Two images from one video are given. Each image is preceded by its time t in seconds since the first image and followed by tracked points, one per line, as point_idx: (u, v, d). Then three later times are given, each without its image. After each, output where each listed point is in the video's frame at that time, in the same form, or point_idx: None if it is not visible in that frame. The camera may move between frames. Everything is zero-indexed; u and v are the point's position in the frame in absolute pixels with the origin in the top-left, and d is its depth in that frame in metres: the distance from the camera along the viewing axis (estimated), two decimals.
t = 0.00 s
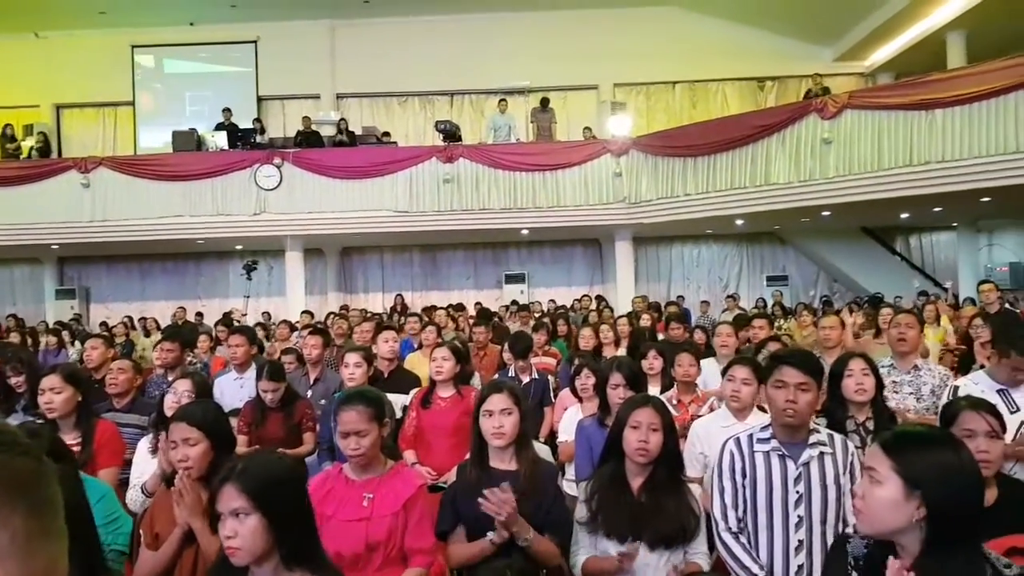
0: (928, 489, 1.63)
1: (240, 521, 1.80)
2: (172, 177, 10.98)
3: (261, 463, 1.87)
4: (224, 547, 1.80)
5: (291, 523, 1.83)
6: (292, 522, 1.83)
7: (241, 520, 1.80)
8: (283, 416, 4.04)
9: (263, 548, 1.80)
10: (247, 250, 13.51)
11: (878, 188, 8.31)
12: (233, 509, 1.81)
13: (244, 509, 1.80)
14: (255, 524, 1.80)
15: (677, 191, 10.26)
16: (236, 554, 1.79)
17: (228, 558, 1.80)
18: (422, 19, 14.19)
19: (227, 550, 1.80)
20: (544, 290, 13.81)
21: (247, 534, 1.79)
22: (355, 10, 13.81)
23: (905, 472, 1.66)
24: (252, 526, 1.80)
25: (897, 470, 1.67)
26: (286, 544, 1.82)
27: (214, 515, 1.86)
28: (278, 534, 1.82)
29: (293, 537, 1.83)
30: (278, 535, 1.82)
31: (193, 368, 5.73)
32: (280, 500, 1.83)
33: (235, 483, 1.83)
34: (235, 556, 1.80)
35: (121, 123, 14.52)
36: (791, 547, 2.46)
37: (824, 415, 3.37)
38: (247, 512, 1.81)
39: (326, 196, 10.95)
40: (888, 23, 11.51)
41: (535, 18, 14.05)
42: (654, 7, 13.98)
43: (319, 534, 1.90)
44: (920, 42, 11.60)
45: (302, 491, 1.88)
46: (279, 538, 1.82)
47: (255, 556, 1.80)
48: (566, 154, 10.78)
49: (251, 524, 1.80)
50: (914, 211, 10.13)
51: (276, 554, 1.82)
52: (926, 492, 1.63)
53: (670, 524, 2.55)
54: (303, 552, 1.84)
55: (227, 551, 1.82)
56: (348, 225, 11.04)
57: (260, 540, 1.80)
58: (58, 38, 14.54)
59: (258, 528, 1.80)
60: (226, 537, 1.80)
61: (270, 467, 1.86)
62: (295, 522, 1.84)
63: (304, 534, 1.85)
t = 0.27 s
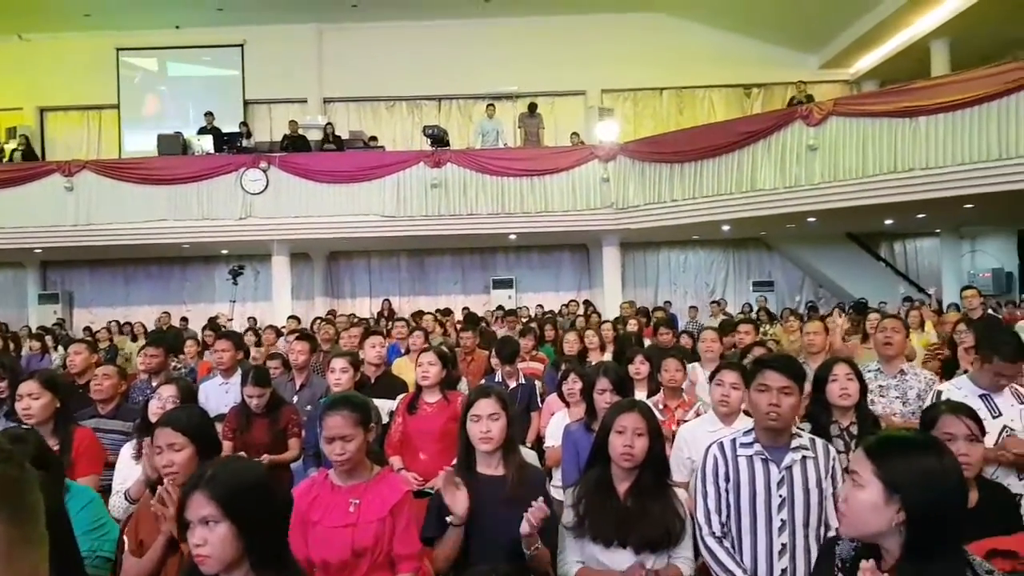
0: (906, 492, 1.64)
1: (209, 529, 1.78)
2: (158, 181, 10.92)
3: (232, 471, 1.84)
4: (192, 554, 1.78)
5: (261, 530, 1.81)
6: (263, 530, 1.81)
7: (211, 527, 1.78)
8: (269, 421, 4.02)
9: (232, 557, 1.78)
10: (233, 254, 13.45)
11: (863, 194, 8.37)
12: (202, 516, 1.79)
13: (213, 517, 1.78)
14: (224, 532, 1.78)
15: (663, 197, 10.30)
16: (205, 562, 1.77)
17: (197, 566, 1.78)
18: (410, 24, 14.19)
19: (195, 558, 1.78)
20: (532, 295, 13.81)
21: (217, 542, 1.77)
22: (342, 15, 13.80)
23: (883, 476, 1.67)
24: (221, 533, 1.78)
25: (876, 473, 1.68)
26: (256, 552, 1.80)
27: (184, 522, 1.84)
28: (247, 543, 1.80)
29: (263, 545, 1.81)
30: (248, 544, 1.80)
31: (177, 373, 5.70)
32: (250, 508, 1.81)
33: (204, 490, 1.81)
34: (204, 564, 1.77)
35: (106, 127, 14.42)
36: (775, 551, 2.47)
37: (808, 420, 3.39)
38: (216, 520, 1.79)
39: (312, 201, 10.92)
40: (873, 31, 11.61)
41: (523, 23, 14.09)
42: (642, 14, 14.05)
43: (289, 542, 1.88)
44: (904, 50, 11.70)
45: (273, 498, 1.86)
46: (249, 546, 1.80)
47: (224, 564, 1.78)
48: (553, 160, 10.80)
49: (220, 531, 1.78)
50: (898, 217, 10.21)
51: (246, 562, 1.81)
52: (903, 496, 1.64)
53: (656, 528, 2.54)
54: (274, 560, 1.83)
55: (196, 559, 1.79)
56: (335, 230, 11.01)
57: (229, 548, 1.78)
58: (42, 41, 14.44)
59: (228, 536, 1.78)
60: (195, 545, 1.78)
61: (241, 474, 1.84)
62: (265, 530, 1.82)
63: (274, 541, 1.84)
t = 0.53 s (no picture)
0: (893, 495, 1.63)
1: (189, 540, 1.75)
2: (141, 188, 10.84)
3: (210, 480, 1.81)
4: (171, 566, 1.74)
5: (240, 541, 1.78)
6: (243, 540, 1.79)
7: (191, 537, 1.75)
8: (253, 429, 3.97)
9: (212, 568, 1.75)
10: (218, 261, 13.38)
11: (847, 200, 8.43)
12: (181, 527, 1.75)
13: (193, 527, 1.75)
14: (204, 542, 1.75)
15: (649, 203, 10.34)
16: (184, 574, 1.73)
17: None
18: (395, 31, 14.19)
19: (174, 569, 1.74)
20: (519, 302, 13.80)
21: (197, 553, 1.74)
22: (327, 21, 13.77)
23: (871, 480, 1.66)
24: (202, 544, 1.75)
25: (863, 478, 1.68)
26: (237, 563, 1.77)
27: (160, 533, 1.79)
28: (228, 553, 1.77)
29: (243, 556, 1.78)
30: (229, 555, 1.77)
31: (160, 381, 5.64)
32: (230, 518, 1.78)
33: (181, 500, 1.76)
34: None
35: (89, 133, 14.30)
36: (760, 556, 2.47)
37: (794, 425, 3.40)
38: (196, 530, 1.75)
39: (297, 207, 10.87)
40: (856, 39, 11.72)
41: (508, 30, 14.12)
42: (627, 21, 14.12)
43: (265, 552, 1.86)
44: (886, 57, 11.81)
45: (251, 508, 1.83)
46: (230, 558, 1.77)
47: None
48: (539, 166, 10.81)
49: (201, 542, 1.75)
50: (881, 223, 10.29)
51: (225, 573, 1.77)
52: (890, 499, 1.64)
53: (642, 534, 2.53)
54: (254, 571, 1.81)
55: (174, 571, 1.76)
56: (320, 237, 10.96)
57: (210, 559, 1.75)
58: (24, 47, 14.32)
59: (209, 546, 1.75)
60: (174, 557, 1.74)
61: (219, 483, 1.80)
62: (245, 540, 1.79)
63: (252, 553, 1.81)
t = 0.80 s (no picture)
0: (887, 503, 1.65)
1: (179, 544, 1.74)
2: (126, 192, 10.78)
3: (197, 484, 1.80)
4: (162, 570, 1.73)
5: (231, 545, 1.78)
6: (233, 543, 1.78)
7: (181, 542, 1.74)
8: (238, 434, 3.96)
9: (202, 572, 1.74)
10: (203, 266, 13.32)
11: (831, 206, 8.51)
12: (171, 531, 1.75)
13: (183, 531, 1.75)
14: (194, 546, 1.74)
15: (635, 209, 10.39)
16: None
17: None
18: (382, 36, 14.20)
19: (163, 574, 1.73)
20: (505, 307, 13.81)
21: (187, 557, 1.73)
22: (314, 26, 13.76)
23: (862, 487, 1.67)
24: (192, 547, 1.75)
25: (854, 486, 1.68)
26: (226, 566, 1.77)
27: (149, 537, 1.79)
28: (218, 558, 1.76)
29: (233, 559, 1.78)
30: (219, 558, 1.76)
31: (144, 387, 5.61)
32: (219, 522, 1.77)
33: (171, 504, 1.76)
34: None
35: (73, 137, 14.20)
36: (745, 560, 2.48)
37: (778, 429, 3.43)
38: (185, 533, 1.75)
39: (283, 212, 10.84)
40: (839, 47, 11.85)
41: (495, 36, 14.16)
42: (614, 28, 14.20)
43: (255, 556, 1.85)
44: (869, 65, 11.93)
45: (238, 511, 1.83)
46: (221, 561, 1.76)
47: None
48: (526, 171, 10.84)
49: (190, 545, 1.74)
50: (865, 229, 10.39)
51: None
52: (884, 506, 1.65)
53: (628, 539, 2.54)
54: None
55: None
56: (306, 242, 10.93)
57: (200, 563, 1.74)
58: (7, 49, 14.21)
59: (198, 550, 1.74)
60: (163, 561, 1.73)
61: (209, 487, 1.80)
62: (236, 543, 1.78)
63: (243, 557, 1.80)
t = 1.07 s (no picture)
0: (896, 509, 1.68)
1: (177, 544, 1.70)
2: (111, 192, 10.68)
3: (196, 483, 1.77)
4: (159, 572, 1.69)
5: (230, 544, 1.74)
6: (232, 542, 1.74)
7: (178, 542, 1.70)
8: (220, 436, 3.92)
9: (200, 573, 1.71)
10: (188, 267, 13.24)
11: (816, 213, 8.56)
12: (168, 531, 1.71)
13: (181, 531, 1.71)
14: (193, 545, 1.71)
15: (622, 214, 10.42)
16: None
17: None
18: (371, 38, 14.18)
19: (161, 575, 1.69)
20: (492, 310, 13.80)
21: (186, 557, 1.70)
22: (303, 27, 13.72)
23: (868, 493, 1.68)
24: (190, 547, 1.71)
25: (864, 493, 1.67)
26: (224, 567, 1.73)
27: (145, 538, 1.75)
28: (217, 558, 1.73)
29: (233, 559, 1.74)
30: (218, 558, 1.73)
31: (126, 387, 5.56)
32: (218, 521, 1.74)
33: (169, 503, 1.72)
34: None
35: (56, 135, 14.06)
36: (730, 564, 2.48)
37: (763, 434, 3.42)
38: (183, 533, 1.71)
39: (269, 213, 10.78)
40: (825, 55, 11.94)
41: (484, 39, 14.19)
42: (602, 33, 14.25)
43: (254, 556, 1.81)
44: (854, 74, 12.06)
45: (236, 510, 1.79)
46: (218, 560, 1.72)
47: None
48: (514, 175, 10.85)
49: (189, 545, 1.70)
50: (849, 237, 10.47)
51: None
52: (888, 512, 1.68)
53: (611, 543, 2.53)
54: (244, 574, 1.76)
55: None
56: (292, 243, 10.87)
57: (199, 563, 1.71)
58: None
59: (197, 549, 1.71)
60: (161, 562, 1.70)
61: (207, 486, 1.77)
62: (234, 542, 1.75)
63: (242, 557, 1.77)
